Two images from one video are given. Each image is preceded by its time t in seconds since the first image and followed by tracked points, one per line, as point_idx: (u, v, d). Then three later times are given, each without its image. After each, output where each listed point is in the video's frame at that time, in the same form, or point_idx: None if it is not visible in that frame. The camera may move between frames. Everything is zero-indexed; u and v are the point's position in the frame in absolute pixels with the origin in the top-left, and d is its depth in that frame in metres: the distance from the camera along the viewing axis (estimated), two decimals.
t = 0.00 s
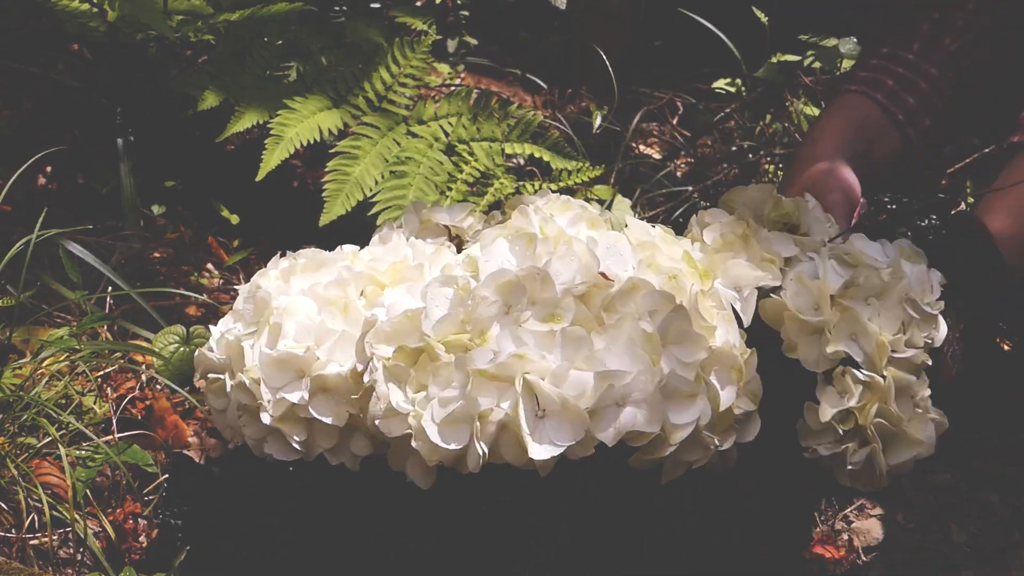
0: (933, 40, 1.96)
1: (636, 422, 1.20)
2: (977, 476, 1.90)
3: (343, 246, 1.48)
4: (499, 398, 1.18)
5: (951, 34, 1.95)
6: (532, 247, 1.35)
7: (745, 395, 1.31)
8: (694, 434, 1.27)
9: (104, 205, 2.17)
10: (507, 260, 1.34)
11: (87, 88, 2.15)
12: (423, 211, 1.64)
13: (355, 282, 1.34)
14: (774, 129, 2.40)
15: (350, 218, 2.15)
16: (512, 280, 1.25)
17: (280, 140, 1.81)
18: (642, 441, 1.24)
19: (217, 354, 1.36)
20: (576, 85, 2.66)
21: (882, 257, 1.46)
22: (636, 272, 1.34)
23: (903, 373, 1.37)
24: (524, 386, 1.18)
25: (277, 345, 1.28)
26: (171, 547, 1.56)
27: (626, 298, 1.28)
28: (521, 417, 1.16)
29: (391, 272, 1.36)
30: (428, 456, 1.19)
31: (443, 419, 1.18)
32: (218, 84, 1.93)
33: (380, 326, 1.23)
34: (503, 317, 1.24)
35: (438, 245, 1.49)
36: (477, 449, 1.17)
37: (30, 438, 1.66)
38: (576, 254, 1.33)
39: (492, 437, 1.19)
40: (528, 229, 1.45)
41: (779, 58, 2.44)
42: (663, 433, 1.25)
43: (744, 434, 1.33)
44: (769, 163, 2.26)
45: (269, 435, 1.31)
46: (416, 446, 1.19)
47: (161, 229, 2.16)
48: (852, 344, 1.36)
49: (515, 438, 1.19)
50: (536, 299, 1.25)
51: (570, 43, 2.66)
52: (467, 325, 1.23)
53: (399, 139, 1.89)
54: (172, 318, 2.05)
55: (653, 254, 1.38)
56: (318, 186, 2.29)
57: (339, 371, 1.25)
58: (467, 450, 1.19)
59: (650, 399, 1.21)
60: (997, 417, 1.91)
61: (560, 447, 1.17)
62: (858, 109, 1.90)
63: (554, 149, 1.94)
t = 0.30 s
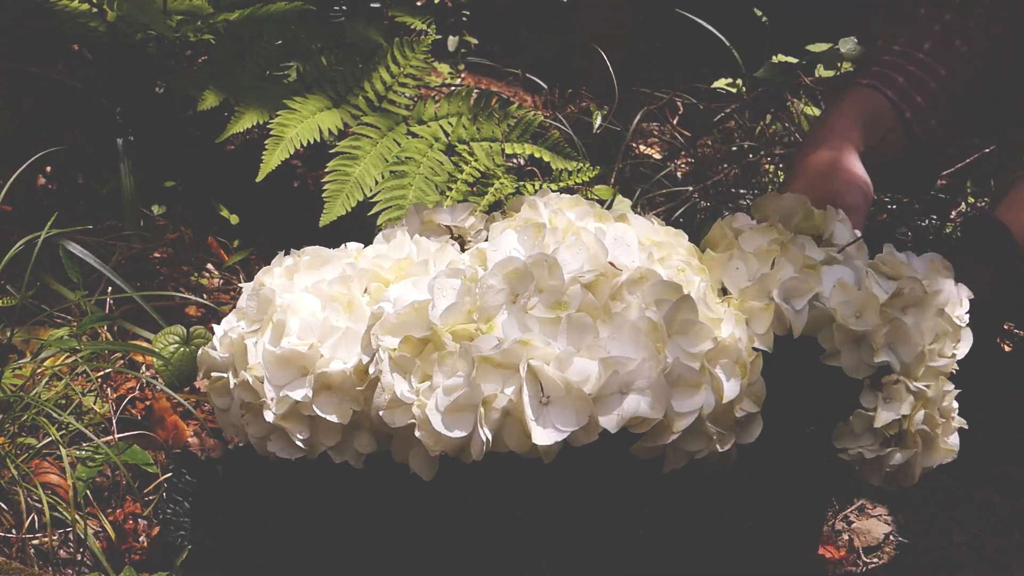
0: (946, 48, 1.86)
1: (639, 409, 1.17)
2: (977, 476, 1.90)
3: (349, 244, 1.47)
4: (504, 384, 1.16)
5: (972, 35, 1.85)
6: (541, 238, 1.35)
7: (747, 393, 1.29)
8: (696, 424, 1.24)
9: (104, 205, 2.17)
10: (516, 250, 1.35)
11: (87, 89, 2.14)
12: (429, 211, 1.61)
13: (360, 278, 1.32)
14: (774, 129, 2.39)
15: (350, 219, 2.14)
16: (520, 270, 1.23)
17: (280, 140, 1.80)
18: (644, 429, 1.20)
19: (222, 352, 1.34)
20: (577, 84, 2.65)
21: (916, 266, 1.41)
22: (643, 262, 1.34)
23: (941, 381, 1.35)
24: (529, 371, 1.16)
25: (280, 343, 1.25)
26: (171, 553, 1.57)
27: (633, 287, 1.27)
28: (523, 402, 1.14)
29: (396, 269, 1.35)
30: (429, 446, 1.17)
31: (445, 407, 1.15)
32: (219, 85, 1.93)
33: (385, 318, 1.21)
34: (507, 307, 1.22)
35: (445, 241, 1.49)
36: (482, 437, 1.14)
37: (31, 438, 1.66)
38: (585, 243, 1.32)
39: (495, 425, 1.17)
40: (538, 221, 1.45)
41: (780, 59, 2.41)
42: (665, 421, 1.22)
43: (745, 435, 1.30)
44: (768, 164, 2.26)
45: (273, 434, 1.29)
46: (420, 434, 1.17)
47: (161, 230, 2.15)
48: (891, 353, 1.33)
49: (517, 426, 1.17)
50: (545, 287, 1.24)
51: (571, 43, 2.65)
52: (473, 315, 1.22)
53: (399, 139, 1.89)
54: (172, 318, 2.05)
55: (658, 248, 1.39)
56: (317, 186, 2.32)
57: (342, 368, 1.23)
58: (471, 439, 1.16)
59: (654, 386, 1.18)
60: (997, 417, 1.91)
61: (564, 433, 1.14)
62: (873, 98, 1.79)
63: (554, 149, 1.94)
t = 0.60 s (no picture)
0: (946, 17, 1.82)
1: (627, 373, 1.19)
2: (978, 476, 1.89)
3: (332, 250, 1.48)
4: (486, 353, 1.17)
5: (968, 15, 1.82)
6: (514, 216, 1.39)
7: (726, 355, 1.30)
8: (684, 388, 1.26)
9: (104, 205, 2.17)
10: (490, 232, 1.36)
11: (87, 88, 2.15)
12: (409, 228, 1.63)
13: (342, 277, 1.34)
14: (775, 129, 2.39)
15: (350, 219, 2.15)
16: (494, 246, 1.26)
17: (280, 141, 1.81)
18: (634, 392, 1.23)
19: (208, 360, 1.34)
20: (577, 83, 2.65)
21: (843, 218, 1.50)
22: (616, 237, 1.35)
23: (857, 322, 1.40)
24: (507, 340, 1.17)
25: (264, 339, 1.27)
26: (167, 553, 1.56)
27: (611, 261, 1.30)
28: (502, 370, 1.16)
29: (375, 267, 1.35)
30: (415, 424, 1.19)
31: (427, 382, 1.17)
32: (219, 85, 1.93)
33: (365, 304, 1.22)
34: (482, 282, 1.23)
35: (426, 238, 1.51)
36: (463, 407, 1.16)
37: (31, 438, 1.66)
38: (557, 221, 1.35)
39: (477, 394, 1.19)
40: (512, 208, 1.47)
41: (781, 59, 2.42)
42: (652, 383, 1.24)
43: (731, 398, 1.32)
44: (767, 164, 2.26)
45: (261, 428, 1.30)
46: (402, 411, 1.19)
47: (161, 229, 2.14)
48: (807, 293, 1.40)
49: (501, 395, 1.18)
50: (520, 262, 1.25)
51: (571, 43, 2.65)
52: (453, 295, 1.22)
53: (399, 139, 1.89)
54: (173, 319, 2.05)
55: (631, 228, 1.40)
56: (317, 185, 2.32)
57: (324, 358, 1.24)
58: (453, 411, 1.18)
59: (639, 351, 1.20)
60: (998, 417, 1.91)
61: (544, 398, 1.16)
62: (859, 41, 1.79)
63: (554, 149, 1.94)
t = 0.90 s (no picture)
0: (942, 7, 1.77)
1: (629, 372, 1.22)
2: (979, 477, 1.89)
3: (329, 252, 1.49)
4: (496, 356, 1.19)
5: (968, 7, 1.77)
6: (516, 221, 1.39)
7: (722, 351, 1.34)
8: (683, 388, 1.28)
9: (104, 205, 2.18)
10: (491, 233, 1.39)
11: (86, 88, 2.15)
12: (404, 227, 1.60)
13: (341, 280, 1.35)
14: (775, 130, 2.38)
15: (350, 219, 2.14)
16: (498, 251, 1.27)
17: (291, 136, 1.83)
18: (635, 390, 1.25)
19: (207, 361, 1.35)
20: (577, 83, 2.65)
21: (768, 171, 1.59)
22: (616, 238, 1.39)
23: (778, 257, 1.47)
24: (517, 345, 1.19)
25: (263, 343, 1.28)
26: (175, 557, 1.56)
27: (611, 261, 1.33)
28: (513, 375, 1.18)
29: (375, 269, 1.36)
30: (421, 426, 1.20)
31: (435, 386, 1.18)
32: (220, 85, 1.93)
33: (367, 310, 1.23)
34: (486, 287, 1.25)
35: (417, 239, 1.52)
36: (474, 410, 1.17)
37: (31, 438, 1.66)
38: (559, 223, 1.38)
39: (486, 397, 1.20)
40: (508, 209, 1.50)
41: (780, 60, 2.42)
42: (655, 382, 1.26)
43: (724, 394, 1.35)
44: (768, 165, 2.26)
45: (258, 434, 1.29)
46: (411, 416, 1.19)
47: (161, 230, 2.15)
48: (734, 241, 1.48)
49: (507, 398, 1.20)
50: (525, 265, 1.27)
51: (571, 44, 2.65)
52: (456, 298, 1.24)
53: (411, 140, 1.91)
54: (173, 319, 2.05)
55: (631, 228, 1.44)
56: (318, 186, 2.32)
57: (322, 364, 1.24)
58: (463, 414, 1.19)
59: (640, 348, 1.23)
60: (998, 415, 1.90)
61: (555, 401, 1.17)
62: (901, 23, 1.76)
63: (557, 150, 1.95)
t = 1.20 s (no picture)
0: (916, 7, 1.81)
1: (641, 406, 1.17)
2: (978, 477, 1.89)
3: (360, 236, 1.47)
4: (502, 369, 1.17)
5: (955, 10, 1.79)
6: (544, 229, 1.38)
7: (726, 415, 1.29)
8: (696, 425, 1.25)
9: (104, 204, 2.17)
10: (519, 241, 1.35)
11: (86, 88, 2.15)
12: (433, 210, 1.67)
13: (368, 267, 1.32)
14: (774, 129, 2.38)
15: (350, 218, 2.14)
16: (521, 258, 1.24)
17: (301, 155, 1.80)
18: (645, 427, 1.21)
19: (228, 338, 1.32)
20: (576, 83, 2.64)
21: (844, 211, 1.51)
22: (644, 258, 1.33)
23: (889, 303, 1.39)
24: (528, 359, 1.16)
25: (286, 325, 1.25)
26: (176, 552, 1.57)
27: (636, 285, 1.27)
28: (523, 391, 1.14)
29: (404, 259, 1.35)
30: (427, 430, 1.17)
31: (444, 391, 1.15)
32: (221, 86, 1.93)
33: (388, 302, 1.20)
34: (505, 298, 1.22)
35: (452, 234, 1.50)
36: (478, 422, 1.15)
37: (31, 438, 1.66)
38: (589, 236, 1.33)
39: (491, 413, 1.17)
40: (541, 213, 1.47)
41: (779, 59, 2.43)
42: (667, 420, 1.22)
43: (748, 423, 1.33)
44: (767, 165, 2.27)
45: (275, 415, 1.28)
46: (418, 418, 1.16)
47: (161, 230, 2.16)
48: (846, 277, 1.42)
49: (514, 417, 1.17)
50: (544, 278, 1.24)
51: (570, 43, 2.66)
52: (475, 304, 1.22)
53: (411, 143, 1.89)
54: (173, 319, 2.05)
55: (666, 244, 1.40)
56: (318, 185, 2.32)
57: (344, 351, 1.21)
58: (467, 424, 1.17)
59: (656, 384, 1.18)
60: (998, 415, 1.90)
61: (560, 425, 1.14)
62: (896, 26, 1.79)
63: (565, 146, 1.95)
